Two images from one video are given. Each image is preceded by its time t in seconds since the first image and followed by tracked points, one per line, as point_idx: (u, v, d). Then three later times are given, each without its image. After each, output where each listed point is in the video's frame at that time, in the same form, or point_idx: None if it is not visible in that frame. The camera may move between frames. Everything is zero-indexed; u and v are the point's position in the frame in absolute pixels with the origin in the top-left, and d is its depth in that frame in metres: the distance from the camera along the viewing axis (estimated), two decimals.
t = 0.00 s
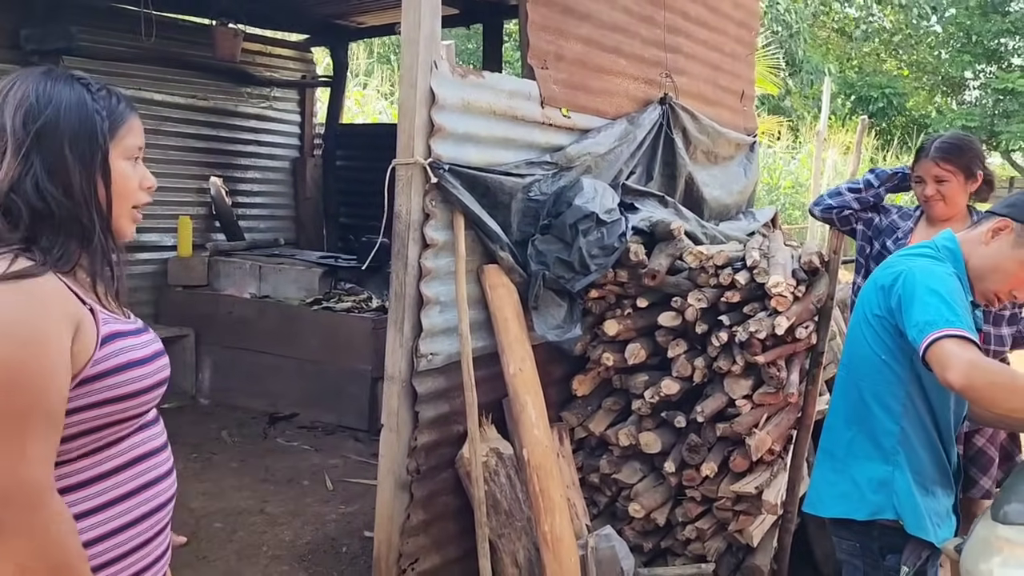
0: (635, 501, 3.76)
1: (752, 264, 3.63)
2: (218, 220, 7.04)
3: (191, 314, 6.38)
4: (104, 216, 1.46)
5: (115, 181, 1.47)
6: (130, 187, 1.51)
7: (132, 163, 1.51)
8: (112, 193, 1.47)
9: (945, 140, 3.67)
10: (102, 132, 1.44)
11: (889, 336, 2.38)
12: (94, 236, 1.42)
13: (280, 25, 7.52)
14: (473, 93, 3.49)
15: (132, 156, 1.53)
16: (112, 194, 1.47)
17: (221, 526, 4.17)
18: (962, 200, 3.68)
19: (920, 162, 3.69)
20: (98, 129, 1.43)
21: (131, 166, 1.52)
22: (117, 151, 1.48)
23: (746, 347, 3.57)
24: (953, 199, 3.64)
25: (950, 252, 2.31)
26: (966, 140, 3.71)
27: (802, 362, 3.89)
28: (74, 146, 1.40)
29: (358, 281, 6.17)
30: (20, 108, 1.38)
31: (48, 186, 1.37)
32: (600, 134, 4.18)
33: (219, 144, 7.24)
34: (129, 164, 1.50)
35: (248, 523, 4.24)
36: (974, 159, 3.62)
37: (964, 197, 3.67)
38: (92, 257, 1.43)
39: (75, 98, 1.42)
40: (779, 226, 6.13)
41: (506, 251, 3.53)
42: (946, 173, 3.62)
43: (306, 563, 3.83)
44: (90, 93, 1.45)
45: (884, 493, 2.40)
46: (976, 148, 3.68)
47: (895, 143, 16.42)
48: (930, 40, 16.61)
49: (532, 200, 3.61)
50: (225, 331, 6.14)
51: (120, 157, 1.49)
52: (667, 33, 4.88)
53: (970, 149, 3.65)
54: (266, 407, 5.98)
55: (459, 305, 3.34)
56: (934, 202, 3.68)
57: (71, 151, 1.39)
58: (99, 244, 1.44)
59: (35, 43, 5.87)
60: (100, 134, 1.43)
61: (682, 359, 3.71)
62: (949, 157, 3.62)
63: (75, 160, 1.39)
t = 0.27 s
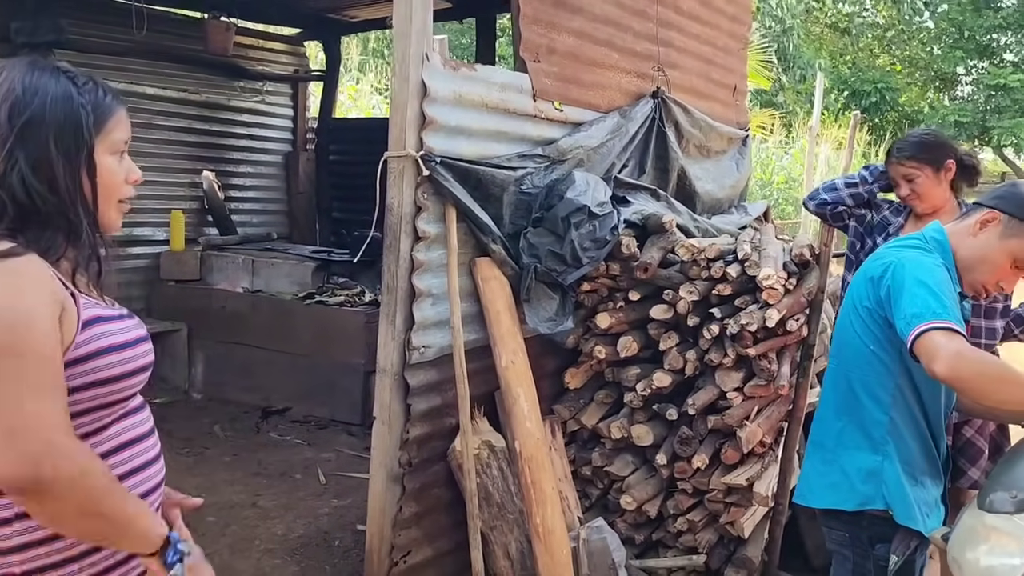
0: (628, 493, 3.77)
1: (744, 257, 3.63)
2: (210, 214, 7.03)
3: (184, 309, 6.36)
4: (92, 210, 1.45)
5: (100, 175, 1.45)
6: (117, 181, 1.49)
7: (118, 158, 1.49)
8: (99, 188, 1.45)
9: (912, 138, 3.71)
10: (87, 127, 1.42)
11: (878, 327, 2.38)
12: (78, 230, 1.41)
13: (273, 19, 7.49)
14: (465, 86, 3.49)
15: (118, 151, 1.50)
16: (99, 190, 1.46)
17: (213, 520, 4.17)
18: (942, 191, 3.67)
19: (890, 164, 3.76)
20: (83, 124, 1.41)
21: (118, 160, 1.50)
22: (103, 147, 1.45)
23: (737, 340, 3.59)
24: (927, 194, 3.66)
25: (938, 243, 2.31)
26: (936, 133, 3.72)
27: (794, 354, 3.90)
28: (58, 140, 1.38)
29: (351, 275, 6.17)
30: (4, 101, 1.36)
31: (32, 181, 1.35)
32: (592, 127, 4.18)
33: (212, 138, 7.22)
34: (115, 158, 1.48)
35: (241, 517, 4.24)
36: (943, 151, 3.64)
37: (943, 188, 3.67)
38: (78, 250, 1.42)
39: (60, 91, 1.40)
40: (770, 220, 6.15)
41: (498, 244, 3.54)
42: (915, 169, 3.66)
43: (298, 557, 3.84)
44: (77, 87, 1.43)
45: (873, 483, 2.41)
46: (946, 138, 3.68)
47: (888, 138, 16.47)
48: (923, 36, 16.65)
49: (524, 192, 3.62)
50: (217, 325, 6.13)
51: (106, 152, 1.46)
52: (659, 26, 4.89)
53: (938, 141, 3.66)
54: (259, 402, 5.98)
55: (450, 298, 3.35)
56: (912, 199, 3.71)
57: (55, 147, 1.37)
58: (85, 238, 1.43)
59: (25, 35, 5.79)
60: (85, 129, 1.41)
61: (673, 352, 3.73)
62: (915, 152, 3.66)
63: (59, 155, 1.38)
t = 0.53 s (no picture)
0: (618, 490, 3.78)
1: (734, 254, 3.64)
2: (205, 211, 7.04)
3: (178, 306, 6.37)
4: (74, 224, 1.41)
5: (73, 189, 1.40)
6: (93, 193, 1.43)
7: (93, 168, 1.43)
8: (71, 203, 1.40)
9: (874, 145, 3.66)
10: (53, 140, 1.36)
11: (862, 326, 2.39)
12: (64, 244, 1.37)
13: (267, 14, 7.49)
14: (455, 83, 3.50)
15: (94, 162, 1.43)
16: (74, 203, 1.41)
17: (206, 517, 4.19)
18: (909, 196, 3.61)
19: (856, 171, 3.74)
20: (49, 138, 1.35)
21: (94, 170, 1.44)
22: (74, 158, 1.40)
23: (727, 337, 3.60)
24: (890, 203, 3.62)
25: (921, 242, 2.33)
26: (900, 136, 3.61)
27: (784, 351, 3.91)
28: (22, 159, 1.33)
29: (345, 272, 6.18)
30: None
31: None
32: (583, 125, 4.19)
33: (206, 134, 7.22)
34: (89, 169, 1.42)
35: (234, 513, 4.26)
36: (899, 158, 3.57)
37: (908, 194, 3.59)
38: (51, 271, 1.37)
39: (27, 104, 1.34)
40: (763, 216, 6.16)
41: (488, 242, 3.55)
42: (874, 180, 3.63)
43: (290, 553, 3.85)
44: (45, 98, 1.37)
45: (859, 480, 2.42)
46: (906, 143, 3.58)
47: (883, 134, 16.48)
48: (920, 31, 16.65)
49: (515, 190, 3.63)
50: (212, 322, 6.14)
51: (80, 163, 1.41)
52: (652, 23, 4.89)
53: (897, 147, 3.58)
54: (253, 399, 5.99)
55: (441, 295, 3.36)
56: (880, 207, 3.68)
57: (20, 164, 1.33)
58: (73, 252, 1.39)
59: (18, 32, 5.79)
60: (51, 143, 1.35)
61: (664, 348, 3.73)
62: (870, 165, 3.63)
63: (26, 172, 1.34)
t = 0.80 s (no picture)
0: (617, 486, 3.79)
1: (733, 251, 3.65)
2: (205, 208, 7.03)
3: (178, 302, 6.38)
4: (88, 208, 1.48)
5: (91, 171, 1.49)
6: (109, 176, 1.52)
7: (107, 153, 1.52)
8: (89, 184, 1.48)
9: (856, 150, 3.66)
10: (73, 124, 1.45)
11: (857, 324, 2.41)
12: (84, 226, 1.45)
13: (266, 11, 7.48)
14: (454, 81, 3.50)
15: (106, 147, 1.53)
16: (89, 186, 1.49)
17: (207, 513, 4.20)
18: (888, 203, 3.63)
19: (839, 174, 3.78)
20: (69, 123, 1.44)
21: (108, 156, 1.53)
22: (91, 142, 1.49)
23: (726, 334, 3.61)
24: (867, 208, 3.67)
25: (917, 240, 2.34)
26: (882, 142, 3.58)
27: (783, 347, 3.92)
28: (46, 142, 1.41)
29: (345, 268, 6.19)
30: None
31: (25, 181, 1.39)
32: (583, 122, 4.19)
33: (206, 131, 7.23)
34: (105, 154, 1.51)
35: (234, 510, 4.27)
36: (876, 168, 3.57)
37: (886, 201, 3.62)
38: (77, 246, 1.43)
39: (45, 94, 1.44)
40: (763, 212, 6.17)
41: (487, 239, 3.56)
42: (852, 188, 3.67)
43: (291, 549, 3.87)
44: (60, 89, 1.47)
45: (855, 477, 2.43)
46: (886, 151, 3.56)
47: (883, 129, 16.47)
48: (921, 27, 16.62)
49: (514, 187, 3.64)
50: (212, 318, 6.15)
51: (95, 147, 1.50)
52: (651, 20, 4.89)
53: (876, 155, 3.58)
54: (253, 395, 6.00)
55: (440, 292, 3.37)
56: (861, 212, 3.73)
57: (44, 147, 1.41)
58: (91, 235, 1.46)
59: (18, 29, 5.78)
60: (71, 127, 1.45)
61: (663, 345, 3.74)
62: (847, 173, 3.67)
63: (51, 156, 1.42)
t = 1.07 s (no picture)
0: (617, 482, 3.79)
1: (733, 247, 3.65)
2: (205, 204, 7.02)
3: (178, 298, 6.38)
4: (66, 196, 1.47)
5: (77, 159, 1.48)
6: (97, 166, 1.52)
7: (95, 143, 1.51)
8: (75, 173, 1.48)
9: (852, 146, 3.65)
10: (58, 112, 1.45)
11: (855, 321, 2.40)
12: (54, 215, 1.44)
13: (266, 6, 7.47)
14: (454, 76, 3.50)
15: (98, 136, 1.53)
16: (74, 174, 1.48)
17: (207, 509, 4.20)
18: (882, 199, 3.64)
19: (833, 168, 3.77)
20: (54, 111, 1.44)
21: (97, 146, 1.52)
22: (78, 131, 1.48)
23: (726, 330, 3.61)
24: (861, 205, 3.69)
25: (915, 236, 2.34)
26: (877, 139, 3.57)
27: (783, 343, 3.91)
28: (30, 129, 1.41)
29: (345, 264, 6.19)
30: None
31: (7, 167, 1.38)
32: (583, 117, 4.19)
33: (206, 127, 7.22)
34: (92, 143, 1.51)
35: (234, 505, 4.27)
36: (871, 164, 3.56)
37: (880, 198, 3.63)
38: (56, 236, 1.43)
39: (30, 80, 1.44)
40: (764, 207, 6.17)
41: (488, 235, 3.55)
42: (847, 184, 3.67)
43: (291, 544, 3.87)
44: (48, 75, 1.46)
45: (854, 474, 2.43)
46: (880, 149, 3.55)
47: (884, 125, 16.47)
48: (922, 22, 16.60)
49: (514, 183, 3.64)
50: (212, 314, 6.15)
51: (82, 137, 1.49)
52: (652, 15, 4.88)
53: (871, 153, 3.56)
54: (253, 391, 6.00)
55: (440, 288, 3.36)
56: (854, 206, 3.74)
57: (27, 133, 1.40)
58: (62, 225, 1.44)
59: (17, 24, 5.76)
60: (56, 115, 1.44)
61: (663, 341, 3.75)
62: (841, 170, 3.66)
63: (31, 143, 1.41)
